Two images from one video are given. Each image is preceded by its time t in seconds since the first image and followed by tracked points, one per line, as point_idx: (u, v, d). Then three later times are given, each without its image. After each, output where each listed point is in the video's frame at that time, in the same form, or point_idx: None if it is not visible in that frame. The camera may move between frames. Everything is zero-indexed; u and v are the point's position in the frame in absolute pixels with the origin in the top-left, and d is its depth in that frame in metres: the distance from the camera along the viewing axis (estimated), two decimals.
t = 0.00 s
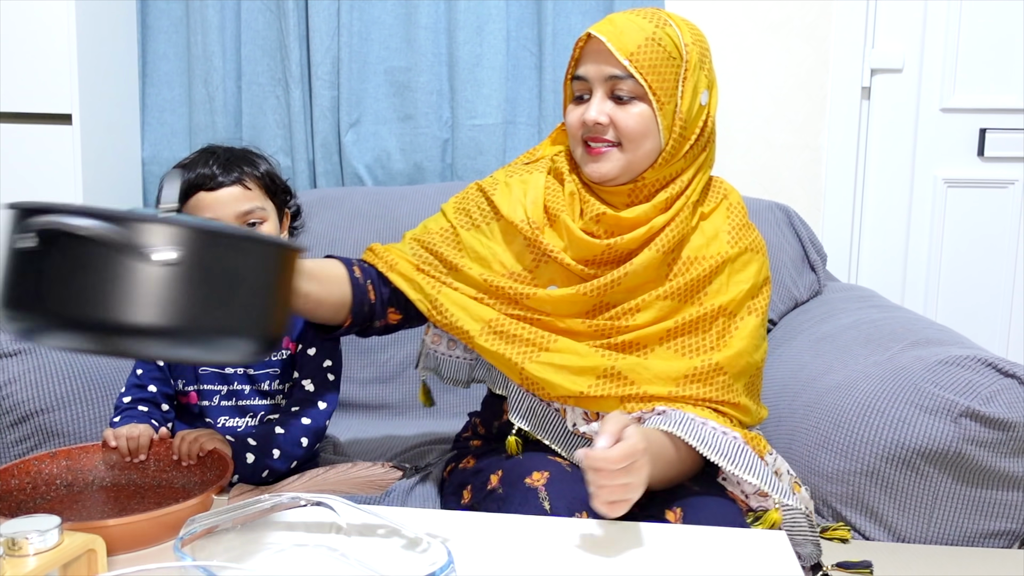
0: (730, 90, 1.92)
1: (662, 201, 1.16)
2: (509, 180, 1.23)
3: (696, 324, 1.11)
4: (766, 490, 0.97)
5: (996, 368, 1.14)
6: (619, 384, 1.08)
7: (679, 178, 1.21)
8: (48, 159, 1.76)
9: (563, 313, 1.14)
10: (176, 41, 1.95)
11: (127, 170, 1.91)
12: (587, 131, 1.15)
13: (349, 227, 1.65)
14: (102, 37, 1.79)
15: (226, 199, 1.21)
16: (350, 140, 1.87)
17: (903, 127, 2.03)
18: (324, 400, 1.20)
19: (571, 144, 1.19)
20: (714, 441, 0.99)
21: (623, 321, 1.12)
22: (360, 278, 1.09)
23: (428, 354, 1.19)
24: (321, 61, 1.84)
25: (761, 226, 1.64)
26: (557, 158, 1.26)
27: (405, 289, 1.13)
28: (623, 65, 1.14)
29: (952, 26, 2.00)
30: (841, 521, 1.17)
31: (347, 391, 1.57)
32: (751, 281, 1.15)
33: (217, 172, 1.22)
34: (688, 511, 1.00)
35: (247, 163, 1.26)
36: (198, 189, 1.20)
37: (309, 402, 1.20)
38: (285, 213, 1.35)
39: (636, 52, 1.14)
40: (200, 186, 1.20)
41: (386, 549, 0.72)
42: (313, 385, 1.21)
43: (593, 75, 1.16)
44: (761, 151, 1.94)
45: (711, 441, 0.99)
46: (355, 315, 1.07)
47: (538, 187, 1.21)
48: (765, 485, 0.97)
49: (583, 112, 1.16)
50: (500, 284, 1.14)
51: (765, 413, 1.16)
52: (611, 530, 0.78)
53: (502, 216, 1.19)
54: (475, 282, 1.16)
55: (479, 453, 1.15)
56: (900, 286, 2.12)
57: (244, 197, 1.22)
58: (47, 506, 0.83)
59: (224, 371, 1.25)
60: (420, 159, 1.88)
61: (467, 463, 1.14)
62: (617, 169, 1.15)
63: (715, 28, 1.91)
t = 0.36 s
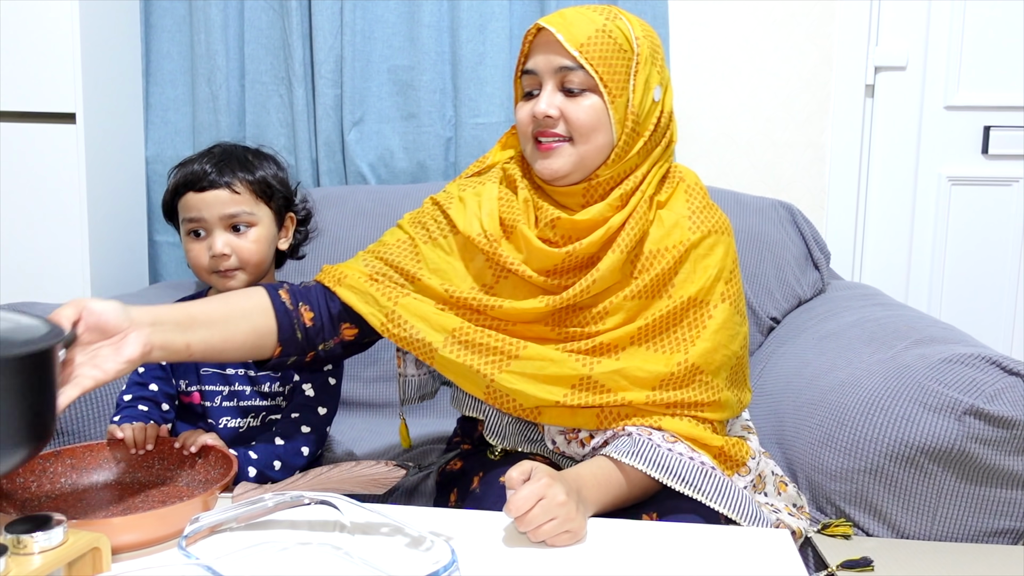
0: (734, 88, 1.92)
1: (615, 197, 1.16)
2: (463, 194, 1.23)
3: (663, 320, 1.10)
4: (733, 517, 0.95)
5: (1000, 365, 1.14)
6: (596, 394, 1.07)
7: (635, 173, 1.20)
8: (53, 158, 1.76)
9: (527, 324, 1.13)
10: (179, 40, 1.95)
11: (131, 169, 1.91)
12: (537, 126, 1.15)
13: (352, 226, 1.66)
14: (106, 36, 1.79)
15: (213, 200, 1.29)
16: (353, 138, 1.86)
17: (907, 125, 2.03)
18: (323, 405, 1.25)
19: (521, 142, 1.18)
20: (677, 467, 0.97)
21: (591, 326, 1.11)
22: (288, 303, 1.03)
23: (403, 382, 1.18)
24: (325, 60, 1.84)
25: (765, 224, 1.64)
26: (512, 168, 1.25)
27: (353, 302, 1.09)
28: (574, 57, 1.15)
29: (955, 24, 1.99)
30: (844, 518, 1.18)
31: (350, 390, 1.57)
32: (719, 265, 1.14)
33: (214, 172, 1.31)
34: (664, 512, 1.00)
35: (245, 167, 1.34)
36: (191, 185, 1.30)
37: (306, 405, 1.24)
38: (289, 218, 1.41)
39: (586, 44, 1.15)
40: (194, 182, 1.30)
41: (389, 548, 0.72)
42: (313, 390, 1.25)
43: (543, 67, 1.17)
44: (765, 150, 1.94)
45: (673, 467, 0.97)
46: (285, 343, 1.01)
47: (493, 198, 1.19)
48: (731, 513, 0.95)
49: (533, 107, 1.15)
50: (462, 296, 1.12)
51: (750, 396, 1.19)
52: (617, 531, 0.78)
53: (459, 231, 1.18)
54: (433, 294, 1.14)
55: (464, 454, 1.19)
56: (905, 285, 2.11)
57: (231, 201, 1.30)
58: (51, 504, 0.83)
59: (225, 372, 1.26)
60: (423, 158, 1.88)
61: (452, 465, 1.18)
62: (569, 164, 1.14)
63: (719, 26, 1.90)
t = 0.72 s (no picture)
0: (737, 87, 1.92)
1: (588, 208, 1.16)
2: (435, 215, 1.22)
3: (650, 328, 1.09)
4: (733, 520, 0.95)
5: (1003, 365, 1.13)
6: (587, 404, 1.08)
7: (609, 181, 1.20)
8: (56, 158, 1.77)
9: (510, 340, 1.13)
10: (182, 40, 1.96)
11: (135, 169, 1.91)
12: (509, 136, 1.13)
13: (354, 226, 1.66)
14: (109, 36, 1.80)
15: (211, 213, 1.30)
16: (356, 138, 1.87)
17: (910, 124, 2.03)
18: (325, 409, 1.29)
19: (491, 154, 1.17)
20: (677, 472, 0.97)
21: (576, 339, 1.11)
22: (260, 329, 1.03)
23: (395, 409, 1.19)
24: (327, 59, 1.84)
25: (767, 223, 1.64)
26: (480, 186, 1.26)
27: (334, 323, 1.08)
28: (547, 64, 1.13)
29: (958, 23, 1.99)
30: (846, 517, 1.18)
31: (353, 390, 1.57)
32: (701, 265, 1.13)
33: (217, 177, 1.32)
34: (665, 512, 1.00)
35: (245, 175, 1.34)
36: (193, 193, 1.30)
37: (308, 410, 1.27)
38: (293, 224, 1.42)
39: (559, 50, 1.14)
40: (196, 189, 1.30)
41: (392, 548, 0.72)
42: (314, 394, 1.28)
43: (514, 75, 1.15)
44: (766, 149, 1.94)
45: (673, 472, 0.97)
46: (262, 370, 1.01)
47: (465, 219, 1.19)
48: (732, 515, 0.94)
49: (504, 116, 1.14)
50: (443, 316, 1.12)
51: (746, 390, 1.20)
52: (620, 532, 0.78)
53: (433, 253, 1.18)
54: (414, 314, 1.13)
55: (460, 457, 1.22)
56: (907, 284, 2.11)
57: (229, 214, 1.31)
58: (55, 505, 0.83)
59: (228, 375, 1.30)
60: (425, 158, 1.88)
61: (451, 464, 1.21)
62: (544, 176, 1.13)
63: (721, 25, 1.90)
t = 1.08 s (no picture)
0: (737, 87, 1.92)
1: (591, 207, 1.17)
2: (428, 226, 1.21)
3: (649, 328, 1.09)
4: (732, 520, 0.95)
5: (1003, 365, 1.13)
6: (586, 405, 1.08)
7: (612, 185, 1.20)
8: (57, 158, 1.77)
9: (508, 341, 1.12)
10: (183, 40, 1.96)
11: (136, 169, 1.92)
12: (542, 141, 1.10)
13: (355, 226, 1.66)
14: (109, 36, 1.80)
15: (217, 224, 1.30)
16: (357, 138, 1.87)
17: (910, 125, 2.03)
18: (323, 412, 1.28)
19: (513, 159, 1.13)
20: (677, 473, 0.97)
21: (576, 340, 1.11)
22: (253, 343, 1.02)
23: (394, 417, 1.19)
24: (328, 59, 1.84)
25: (768, 222, 1.64)
26: (470, 200, 1.24)
27: (328, 335, 1.08)
28: (580, 64, 1.12)
29: (959, 24, 1.99)
30: (846, 517, 1.18)
31: (354, 389, 1.57)
32: (701, 267, 1.13)
33: (222, 184, 1.32)
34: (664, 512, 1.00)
35: (249, 181, 1.34)
36: (199, 204, 1.30)
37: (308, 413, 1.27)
38: (297, 227, 1.43)
39: (586, 53, 1.13)
40: (202, 199, 1.30)
41: (392, 547, 0.72)
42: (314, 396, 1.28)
43: (541, 76, 1.12)
44: (767, 150, 1.94)
45: (673, 473, 0.97)
46: (254, 386, 1.01)
47: (456, 229, 1.18)
48: (730, 516, 0.94)
49: (536, 119, 1.10)
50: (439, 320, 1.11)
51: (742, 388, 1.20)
52: (620, 532, 0.78)
53: (427, 264, 1.17)
54: (409, 323, 1.12)
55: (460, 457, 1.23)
56: (908, 285, 2.11)
57: (235, 225, 1.31)
58: (55, 504, 0.84)
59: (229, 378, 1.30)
60: (426, 158, 1.88)
61: (450, 464, 1.22)
62: (573, 183, 1.11)
63: (723, 25, 1.90)
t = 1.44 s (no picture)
0: (737, 88, 1.92)
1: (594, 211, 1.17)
2: (428, 227, 1.20)
3: (650, 327, 1.09)
4: (730, 521, 0.95)
5: (1003, 364, 1.13)
6: (586, 406, 1.08)
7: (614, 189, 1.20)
8: (57, 158, 1.77)
9: (509, 341, 1.12)
10: (183, 40, 1.96)
11: (136, 168, 1.92)
12: (553, 152, 1.08)
13: (355, 225, 1.66)
14: (109, 37, 1.80)
15: (212, 230, 1.30)
16: (356, 138, 1.87)
17: (910, 125, 2.03)
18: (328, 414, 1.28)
19: (521, 169, 1.12)
20: (677, 473, 0.97)
21: (576, 340, 1.11)
22: (252, 345, 1.02)
23: (393, 418, 1.19)
24: (328, 60, 1.84)
25: (767, 222, 1.63)
26: (469, 203, 1.23)
27: (328, 336, 1.08)
28: (586, 71, 1.11)
29: (959, 24, 1.99)
30: (846, 517, 1.18)
31: (353, 389, 1.57)
32: (701, 267, 1.13)
33: (214, 188, 1.32)
34: (664, 512, 1.00)
35: (244, 186, 1.34)
36: (194, 212, 1.30)
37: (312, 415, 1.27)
38: (300, 223, 1.44)
39: (591, 58, 1.12)
40: (196, 207, 1.31)
41: (391, 547, 0.72)
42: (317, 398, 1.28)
43: (548, 84, 1.10)
44: (766, 150, 1.94)
45: (672, 472, 0.97)
46: (255, 387, 1.01)
47: (457, 231, 1.17)
48: (729, 516, 0.94)
49: (544, 128, 1.09)
50: (440, 321, 1.11)
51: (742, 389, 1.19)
52: (619, 532, 0.78)
53: (428, 266, 1.16)
54: (410, 324, 1.12)
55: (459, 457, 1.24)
56: (908, 285, 2.11)
57: (229, 229, 1.31)
58: (54, 505, 0.84)
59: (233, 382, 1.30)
60: (426, 158, 1.88)
61: (450, 464, 1.22)
62: (582, 190, 1.11)
63: (723, 25, 1.90)
